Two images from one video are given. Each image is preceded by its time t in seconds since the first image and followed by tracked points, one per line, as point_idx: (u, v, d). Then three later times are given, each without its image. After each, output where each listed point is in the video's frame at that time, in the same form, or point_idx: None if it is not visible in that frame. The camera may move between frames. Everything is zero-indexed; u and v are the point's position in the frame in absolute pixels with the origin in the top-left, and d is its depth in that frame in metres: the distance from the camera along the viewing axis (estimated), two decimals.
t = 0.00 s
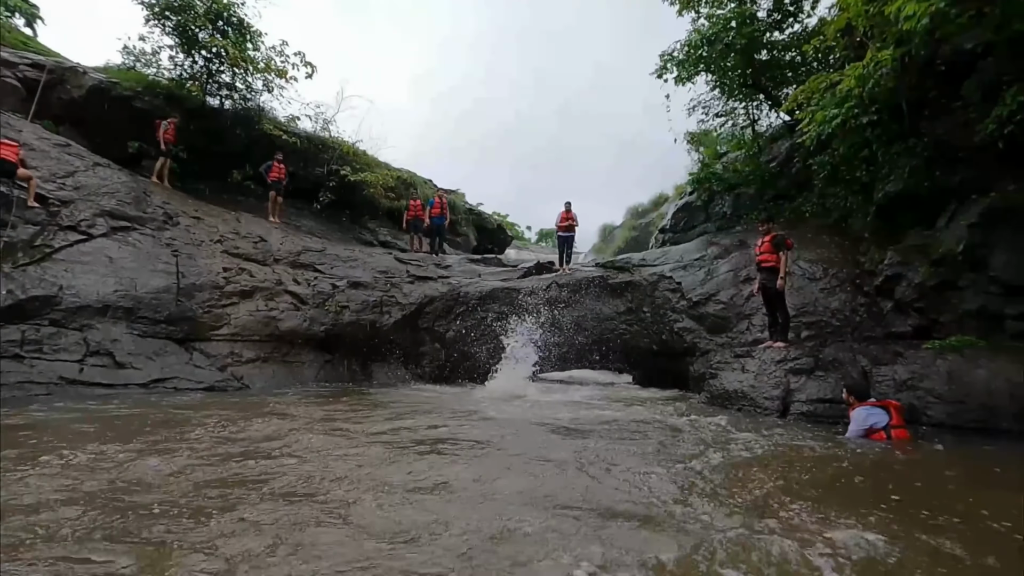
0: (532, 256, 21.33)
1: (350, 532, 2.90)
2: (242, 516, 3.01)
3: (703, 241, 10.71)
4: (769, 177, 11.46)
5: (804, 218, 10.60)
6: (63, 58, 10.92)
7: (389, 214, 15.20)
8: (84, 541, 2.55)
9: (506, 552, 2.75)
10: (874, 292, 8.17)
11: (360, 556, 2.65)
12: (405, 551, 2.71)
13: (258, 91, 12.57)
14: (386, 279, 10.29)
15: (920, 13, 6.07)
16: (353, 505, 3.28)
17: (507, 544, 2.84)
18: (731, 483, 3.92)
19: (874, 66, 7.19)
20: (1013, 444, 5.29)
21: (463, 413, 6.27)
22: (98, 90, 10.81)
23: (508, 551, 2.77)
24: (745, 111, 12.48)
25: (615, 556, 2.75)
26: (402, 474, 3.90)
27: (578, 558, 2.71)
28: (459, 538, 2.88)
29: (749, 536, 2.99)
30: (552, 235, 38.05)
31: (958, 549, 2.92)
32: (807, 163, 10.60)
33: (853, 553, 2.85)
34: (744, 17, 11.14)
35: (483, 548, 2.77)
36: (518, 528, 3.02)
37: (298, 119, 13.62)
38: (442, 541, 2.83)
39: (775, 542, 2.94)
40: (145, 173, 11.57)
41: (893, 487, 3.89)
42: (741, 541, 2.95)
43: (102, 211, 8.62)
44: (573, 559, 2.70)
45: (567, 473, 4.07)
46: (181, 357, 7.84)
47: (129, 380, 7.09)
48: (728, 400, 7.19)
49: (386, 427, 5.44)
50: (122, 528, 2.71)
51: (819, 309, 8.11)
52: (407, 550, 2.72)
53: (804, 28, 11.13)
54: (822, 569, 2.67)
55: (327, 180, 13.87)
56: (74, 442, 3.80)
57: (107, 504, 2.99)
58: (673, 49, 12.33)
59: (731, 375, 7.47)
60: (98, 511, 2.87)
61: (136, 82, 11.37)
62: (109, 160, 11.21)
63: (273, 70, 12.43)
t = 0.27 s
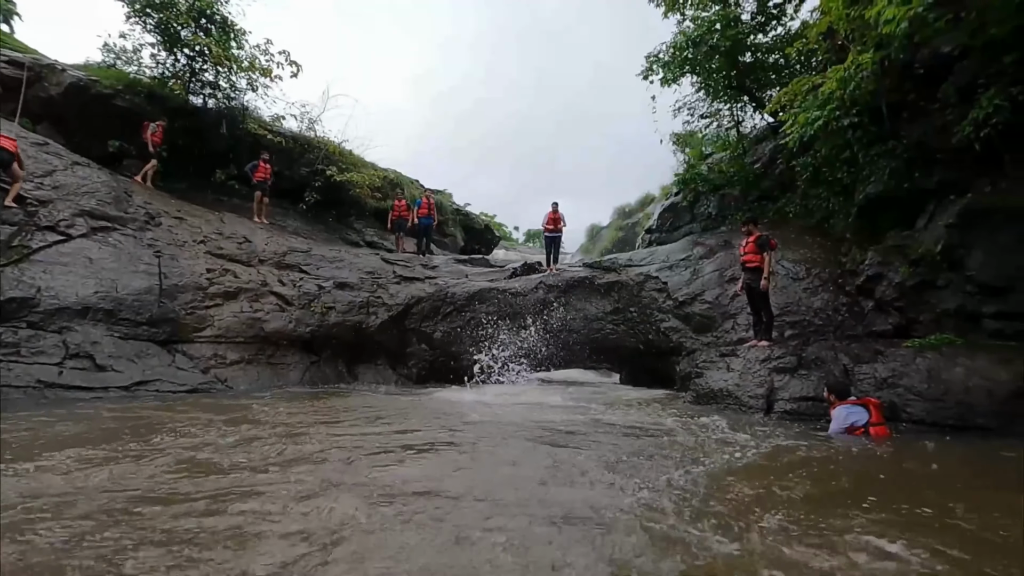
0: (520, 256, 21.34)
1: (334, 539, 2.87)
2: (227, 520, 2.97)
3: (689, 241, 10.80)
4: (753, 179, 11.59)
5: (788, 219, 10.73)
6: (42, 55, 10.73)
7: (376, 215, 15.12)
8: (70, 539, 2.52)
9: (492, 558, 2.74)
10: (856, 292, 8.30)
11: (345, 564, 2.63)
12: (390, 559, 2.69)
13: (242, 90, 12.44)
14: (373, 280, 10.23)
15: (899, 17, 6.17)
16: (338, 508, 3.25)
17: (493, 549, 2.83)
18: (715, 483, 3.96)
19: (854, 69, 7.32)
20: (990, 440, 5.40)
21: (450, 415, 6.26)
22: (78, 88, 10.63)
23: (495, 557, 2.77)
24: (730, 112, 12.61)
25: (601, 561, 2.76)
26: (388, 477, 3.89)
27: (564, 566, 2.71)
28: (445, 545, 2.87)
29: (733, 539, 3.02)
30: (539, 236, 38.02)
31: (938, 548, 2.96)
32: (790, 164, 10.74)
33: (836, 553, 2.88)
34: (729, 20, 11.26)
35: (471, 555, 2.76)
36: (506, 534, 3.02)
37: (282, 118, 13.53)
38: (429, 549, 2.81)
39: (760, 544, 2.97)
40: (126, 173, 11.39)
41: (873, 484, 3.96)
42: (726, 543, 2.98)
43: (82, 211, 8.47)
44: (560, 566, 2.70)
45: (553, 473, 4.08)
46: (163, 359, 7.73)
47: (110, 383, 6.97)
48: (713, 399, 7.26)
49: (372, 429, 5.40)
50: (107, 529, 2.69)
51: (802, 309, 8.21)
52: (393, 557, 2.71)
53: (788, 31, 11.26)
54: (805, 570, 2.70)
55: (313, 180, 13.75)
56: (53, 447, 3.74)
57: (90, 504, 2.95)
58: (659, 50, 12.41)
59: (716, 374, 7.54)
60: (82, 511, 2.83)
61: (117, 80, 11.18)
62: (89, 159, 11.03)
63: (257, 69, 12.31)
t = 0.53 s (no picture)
0: (500, 259, 21.34)
1: (316, 545, 2.83)
2: (205, 536, 2.91)
3: (667, 241, 10.93)
4: (728, 178, 11.79)
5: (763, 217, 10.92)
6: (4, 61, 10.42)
7: (355, 220, 14.99)
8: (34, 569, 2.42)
9: (477, 558, 2.71)
10: (829, 287, 8.48)
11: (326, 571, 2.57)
12: (373, 565, 2.65)
13: (214, 95, 12.24)
14: (352, 285, 10.13)
15: (864, 19, 6.34)
16: (319, 518, 3.21)
17: (478, 550, 2.81)
18: (697, 476, 4.00)
19: (823, 71, 7.54)
20: (960, 429, 5.56)
21: (433, 420, 6.22)
22: (42, 95, 10.35)
23: (479, 554, 2.75)
24: (704, 113, 12.80)
25: (587, 553, 2.77)
26: (370, 484, 3.85)
27: (550, 559, 2.70)
28: (429, 544, 2.85)
29: (716, 527, 3.05)
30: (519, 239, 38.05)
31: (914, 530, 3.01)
32: (764, 164, 10.94)
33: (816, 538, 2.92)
34: (701, 23, 11.43)
35: (455, 555, 2.73)
36: (489, 532, 3.00)
37: (256, 124, 13.33)
38: (413, 550, 2.78)
39: (741, 531, 3.00)
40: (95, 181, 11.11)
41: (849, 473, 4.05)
42: (709, 532, 3.01)
43: (49, 221, 8.23)
44: (546, 560, 2.70)
45: (537, 475, 4.08)
46: (137, 371, 7.54)
47: (81, 397, 6.78)
48: (694, 396, 7.34)
49: (354, 436, 5.34)
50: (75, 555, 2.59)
51: (778, 306, 8.37)
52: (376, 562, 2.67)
53: (758, 34, 11.48)
54: (787, 556, 2.73)
55: (289, 186, 13.58)
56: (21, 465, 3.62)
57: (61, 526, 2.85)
58: (633, 53, 12.55)
59: (697, 372, 7.63)
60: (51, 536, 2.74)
61: (82, 86, 10.89)
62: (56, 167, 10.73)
63: (229, 74, 12.13)
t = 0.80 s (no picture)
0: (467, 253, 21.24)
1: (281, 555, 2.76)
2: (165, 549, 2.81)
3: (632, 232, 11.06)
4: (690, 169, 11.99)
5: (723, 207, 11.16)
6: None
7: (317, 216, 14.67)
8: None
9: (448, 558, 2.69)
10: (787, 274, 8.74)
11: None
12: (342, 568, 2.60)
13: (164, 89, 11.76)
14: (316, 283, 9.92)
15: (814, 12, 6.54)
16: (283, 523, 3.14)
17: (448, 547, 2.80)
18: (664, 462, 4.07)
19: (777, 63, 7.73)
20: (909, 406, 5.83)
21: (401, 417, 6.16)
22: None
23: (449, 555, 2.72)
24: (665, 105, 12.97)
25: (558, 550, 2.77)
26: (336, 484, 3.78)
27: (522, 558, 2.69)
28: (398, 547, 2.80)
29: (684, 518, 3.10)
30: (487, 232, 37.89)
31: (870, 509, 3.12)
32: (723, 154, 11.16)
33: (778, 522, 2.99)
34: (660, 15, 11.54)
35: (425, 556, 2.71)
36: (460, 532, 2.98)
37: (211, 119, 12.87)
38: (382, 554, 2.73)
39: (707, 519, 3.06)
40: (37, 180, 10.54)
41: (807, 452, 4.19)
42: (677, 521, 3.05)
43: None
44: (517, 558, 2.70)
45: (506, 467, 4.08)
46: (89, 378, 7.23)
47: (28, 408, 6.45)
48: (660, 384, 7.47)
49: (319, 437, 5.24)
50: None
51: (739, 293, 8.58)
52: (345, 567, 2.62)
53: (715, 26, 11.66)
54: (752, 541, 2.79)
55: (247, 183, 13.18)
56: None
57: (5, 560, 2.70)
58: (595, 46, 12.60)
59: (662, 360, 7.76)
60: None
61: (20, 80, 10.30)
62: None
63: (180, 67, 11.68)
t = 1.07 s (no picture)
0: (471, 253, 21.25)
1: (276, 553, 2.74)
2: (164, 546, 2.81)
3: (635, 233, 11.04)
4: (694, 170, 11.96)
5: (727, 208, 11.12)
6: None
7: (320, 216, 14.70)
8: None
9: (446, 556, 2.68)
10: (791, 275, 8.71)
11: None
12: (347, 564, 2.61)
13: (169, 89, 11.80)
14: (319, 283, 9.93)
15: (818, 13, 6.52)
16: (286, 520, 3.15)
17: (448, 546, 2.80)
18: (665, 463, 4.06)
19: (781, 63, 7.71)
20: (912, 408, 5.80)
21: (403, 417, 6.16)
22: None
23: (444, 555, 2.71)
24: (669, 106, 12.94)
25: (556, 550, 2.75)
26: (337, 483, 3.79)
27: (518, 558, 2.67)
28: (395, 547, 2.79)
29: (682, 516, 3.07)
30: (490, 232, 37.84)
31: (873, 511, 3.08)
32: (727, 155, 11.13)
33: (779, 523, 2.95)
34: (665, 16, 11.51)
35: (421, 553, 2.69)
36: (456, 530, 2.97)
37: (215, 118, 12.91)
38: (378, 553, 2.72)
39: (707, 518, 3.03)
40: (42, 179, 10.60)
41: (810, 453, 4.18)
42: (676, 521, 3.02)
43: None
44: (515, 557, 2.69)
45: (507, 467, 4.09)
46: (93, 376, 7.26)
47: (32, 405, 6.48)
48: (663, 385, 7.46)
49: (321, 435, 5.25)
50: None
51: (743, 294, 8.56)
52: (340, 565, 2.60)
53: (720, 27, 11.63)
54: (752, 540, 2.77)
55: (251, 182, 13.21)
56: None
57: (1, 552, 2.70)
58: (599, 46, 12.59)
59: (665, 361, 7.75)
60: None
61: (26, 79, 10.36)
62: None
63: (185, 67, 11.73)
